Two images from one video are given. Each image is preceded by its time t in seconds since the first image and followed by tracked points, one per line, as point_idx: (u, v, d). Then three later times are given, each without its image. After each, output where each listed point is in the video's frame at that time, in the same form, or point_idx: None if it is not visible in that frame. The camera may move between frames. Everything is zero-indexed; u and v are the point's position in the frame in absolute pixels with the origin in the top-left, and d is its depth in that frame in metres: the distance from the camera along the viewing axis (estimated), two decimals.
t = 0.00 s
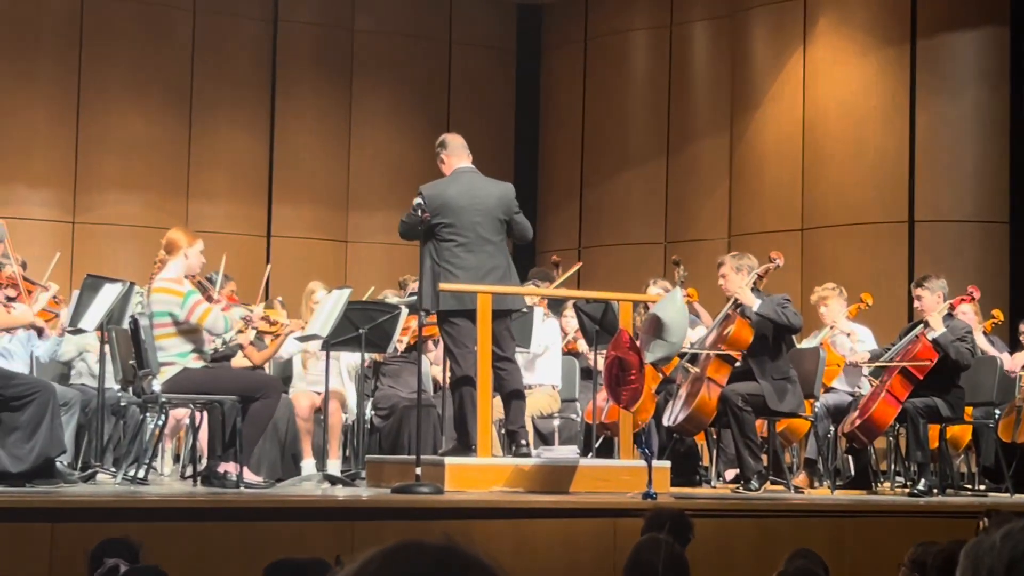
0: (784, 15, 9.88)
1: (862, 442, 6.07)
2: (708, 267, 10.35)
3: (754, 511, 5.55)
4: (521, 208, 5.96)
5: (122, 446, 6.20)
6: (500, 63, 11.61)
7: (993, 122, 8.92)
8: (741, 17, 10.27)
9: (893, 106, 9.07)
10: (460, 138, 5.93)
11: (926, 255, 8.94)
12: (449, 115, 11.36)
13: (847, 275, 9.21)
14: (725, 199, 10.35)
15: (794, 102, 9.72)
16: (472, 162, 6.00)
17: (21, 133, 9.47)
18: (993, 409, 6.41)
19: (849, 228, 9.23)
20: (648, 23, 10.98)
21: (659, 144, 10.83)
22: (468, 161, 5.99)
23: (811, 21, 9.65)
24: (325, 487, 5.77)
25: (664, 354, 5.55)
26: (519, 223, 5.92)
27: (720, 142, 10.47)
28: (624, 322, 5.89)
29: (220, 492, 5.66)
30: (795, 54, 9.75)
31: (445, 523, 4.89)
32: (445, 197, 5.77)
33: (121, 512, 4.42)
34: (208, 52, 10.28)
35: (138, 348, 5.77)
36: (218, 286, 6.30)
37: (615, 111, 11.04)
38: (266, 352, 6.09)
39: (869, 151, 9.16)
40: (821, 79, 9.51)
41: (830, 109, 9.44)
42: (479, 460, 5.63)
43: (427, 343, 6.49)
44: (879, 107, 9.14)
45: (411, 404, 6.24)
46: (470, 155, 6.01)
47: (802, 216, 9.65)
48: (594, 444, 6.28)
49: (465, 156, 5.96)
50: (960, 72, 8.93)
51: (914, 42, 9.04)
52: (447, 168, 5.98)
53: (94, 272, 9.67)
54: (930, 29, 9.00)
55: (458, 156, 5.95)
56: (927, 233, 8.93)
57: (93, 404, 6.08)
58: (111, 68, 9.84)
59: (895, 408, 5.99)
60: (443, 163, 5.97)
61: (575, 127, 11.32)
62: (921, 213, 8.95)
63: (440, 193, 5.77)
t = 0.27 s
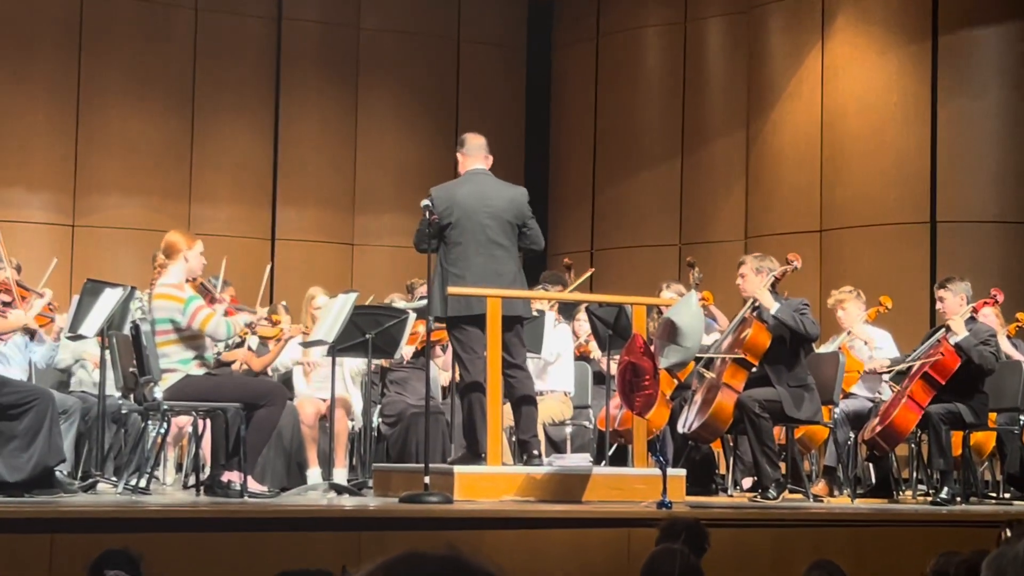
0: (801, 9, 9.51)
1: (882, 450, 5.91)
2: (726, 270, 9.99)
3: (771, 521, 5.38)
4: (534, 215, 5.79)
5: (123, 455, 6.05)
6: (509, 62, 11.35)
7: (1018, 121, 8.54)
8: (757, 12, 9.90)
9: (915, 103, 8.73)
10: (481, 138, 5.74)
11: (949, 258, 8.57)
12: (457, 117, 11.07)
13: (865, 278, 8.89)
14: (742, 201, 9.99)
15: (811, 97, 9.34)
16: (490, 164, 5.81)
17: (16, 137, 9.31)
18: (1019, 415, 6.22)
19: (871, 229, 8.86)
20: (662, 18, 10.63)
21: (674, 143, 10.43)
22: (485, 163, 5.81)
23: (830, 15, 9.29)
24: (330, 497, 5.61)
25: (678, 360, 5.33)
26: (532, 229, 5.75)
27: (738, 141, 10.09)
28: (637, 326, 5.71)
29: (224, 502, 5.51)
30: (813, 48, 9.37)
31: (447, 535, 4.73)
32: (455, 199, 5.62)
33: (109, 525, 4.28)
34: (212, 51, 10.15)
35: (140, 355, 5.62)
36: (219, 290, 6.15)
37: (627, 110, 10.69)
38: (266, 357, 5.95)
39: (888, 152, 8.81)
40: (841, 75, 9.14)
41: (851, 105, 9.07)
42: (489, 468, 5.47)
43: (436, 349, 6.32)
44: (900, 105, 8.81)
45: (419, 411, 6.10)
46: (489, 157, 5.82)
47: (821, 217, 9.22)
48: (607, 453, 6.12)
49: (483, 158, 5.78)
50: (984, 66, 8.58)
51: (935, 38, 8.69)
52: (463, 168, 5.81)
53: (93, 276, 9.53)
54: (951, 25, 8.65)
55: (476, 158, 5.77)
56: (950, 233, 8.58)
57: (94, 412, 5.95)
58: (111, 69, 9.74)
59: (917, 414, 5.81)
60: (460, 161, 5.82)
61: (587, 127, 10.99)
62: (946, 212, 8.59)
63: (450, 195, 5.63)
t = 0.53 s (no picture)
0: None
1: (908, 460, 5.64)
2: (746, 274, 9.30)
3: (793, 535, 5.11)
4: (553, 220, 5.49)
5: (114, 468, 5.80)
6: (514, 56, 10.79)
7: None
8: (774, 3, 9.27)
9: (940, 99, 8.12)
10: (508, 138, 5.49)
11: (979, 259, 7.93)
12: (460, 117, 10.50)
13: (886, 279, 8.26)
14: (760, 199, 9.33)
15: (830, 93, 8.72)
16: (512, 166, 5.55)
17: None
18: None
19: (898, 229, 8.22)
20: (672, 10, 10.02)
21: (687, 141, 9.81)
22: (508, 164, 5.54)
23: (852, 5, 8.66)
24: (330, 511, 5.38)
25: (692, 366, 5.02)
26: (549, 235, 5.45)
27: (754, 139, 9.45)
28: (651, 331, 5.40)
29: (219, 516, 5.26)
30: (833, 39, 8.74)
31: (452, 549, 4.46)
32: (468, 198, 5.36)
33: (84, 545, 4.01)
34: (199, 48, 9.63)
35: (133, 363, 5.40)
36: (213, 294, 5.88)
37: (634, 109, 10.15)
38: (261, 363, 5.72)
39: (916, 149, 8.16)
40: (867, 69, 8.49)
41: (871, 105, 8.45)
42: (496, 480, 5.21)
43: (440, 357, 6.07)
44: (925, 101, 8.18)
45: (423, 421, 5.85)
46: (512, 159, 5.56)
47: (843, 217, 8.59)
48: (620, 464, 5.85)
49: (506, 159, 5.52)
50: (1014, 58, 7.95)
51: (960, 31, 8.09)
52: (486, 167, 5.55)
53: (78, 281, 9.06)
54: (980, 16, 8.03)
55: (497, 157, 5.50)
56: (976, 236, 7.94)
57: (85, 422, 5.68)
58: (102, 64, 9.29)
59: (944, 423, 5.56)
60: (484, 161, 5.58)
61: (599, 124, 10.42)
62: (973, 213, 7.97)
63: (463, 193, 5.37)
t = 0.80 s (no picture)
0: None
1: (929, 470, 5.42)
2: (759, 276, 9.08)
3: (810, 548, 4.88)
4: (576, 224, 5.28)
5: (106, 479, 5.60)
6: (521, 54, 10.58)
7: None
8: None
9: (959, 98, 7.89)
10: (532, 138, 5.31)
11: (1001, 259, 7.69)
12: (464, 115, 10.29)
13: (907, 282, 8.02)
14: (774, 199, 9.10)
15: (849, 89, 8.50)
16: (534, 167, 5.37)
17: None
18: None
19: (914, 230, 8.01)
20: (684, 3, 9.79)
21: (699, 138, 9.58)
22: (531, 164, 5.36)
23: None
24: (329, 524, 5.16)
25: (701, 373, 4.78)
26: (571, 239, 5.24)
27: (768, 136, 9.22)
28: (660, 336, 5.24)
29: (213, 529, 5.05)
30: (852, 33, 8.52)
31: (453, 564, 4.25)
32: (489, 197, 5.16)
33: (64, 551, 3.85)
34: (196, 47, 9.42)
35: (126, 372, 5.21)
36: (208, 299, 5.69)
37: (643, 105, 9.93)
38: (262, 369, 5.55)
39: (935, 145, 7.93)
40: (882, 67, 8.27)
41: (890, 101, 8.22)
42: (501, 491, 5.00)
43: (444, 364, 5.87)
44: (946, 98, 7.93)
45: (426, 430, 5.63)
46: (535, 160, 5.38)
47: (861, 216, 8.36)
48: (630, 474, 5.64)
49: (529, 159, 5.34)
50: None
51: (982, 23, 7.84)
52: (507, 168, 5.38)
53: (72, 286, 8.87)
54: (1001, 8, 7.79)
55: (518, 157, 5.33)
56: (999, 237, 7.70)
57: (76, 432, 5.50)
58: (95, 64, 9.11)
59: (966, 431, 5.33)
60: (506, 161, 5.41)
61: (607, 125, 10.20)
62: (994, 213, 7.71)
63: (484, 192, 5.17)
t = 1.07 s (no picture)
0: None
1: (943, 477, 5.28)
2: (767, 278, 8.93)
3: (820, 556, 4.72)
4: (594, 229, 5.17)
5: (100, 488, 5.47)
6: (525, 54, 10.46)
7: None
8: None
9: (973, 95, 7.73)
10: (551, 139, 5.16)
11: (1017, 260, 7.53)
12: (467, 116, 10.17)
13: (921, 285, 7.88)
14: (783, 201, 8.96)
15: (861, 87, 8.36)
16: (553, 169, 5.22)
17: None
18: None
19: (924, 231, 7.87)
20: None
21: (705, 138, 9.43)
22: (549, 166, 5.21)
23: None
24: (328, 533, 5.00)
25: (708, 377, 4.60)
26: (589, 244, 5.13)
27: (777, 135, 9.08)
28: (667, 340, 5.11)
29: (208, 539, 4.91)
30: (863, 31, 8.39)
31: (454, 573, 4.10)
32: (509, 199, 5.02)
33: (52, 557, 3.71)
34: (195, 47, 9.30)
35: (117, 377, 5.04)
36: (206, 304, 5.61)
37: (650, 104, 9.78)
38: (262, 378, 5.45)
39: (949, 143, 7.77)
40: (894, 66, 8.15)
41: (902, 97, 8.08)
42: (504, 500, 4.85)
43: (446, 369, 5.76)
44: (960, 95, 7.78)
45: (427, 436, 5.50)
46: (555, 162, 5.23)
47: (874, 216, 8.22)
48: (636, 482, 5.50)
49: (548, 161, 5.19)
50: None
51: (996, 18, 7.67)
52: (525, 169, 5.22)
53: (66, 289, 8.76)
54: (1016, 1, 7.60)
55: (537, 159, 5.17)
56: (1013, 237, 7.54)
57: (68, 439, 5.38)
58: (91, 64, 8.98)
59: (981, 436, 5.19)
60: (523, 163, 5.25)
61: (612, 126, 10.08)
62: (1009, 213, 7.56)
63: (505, 193, 5.02)
